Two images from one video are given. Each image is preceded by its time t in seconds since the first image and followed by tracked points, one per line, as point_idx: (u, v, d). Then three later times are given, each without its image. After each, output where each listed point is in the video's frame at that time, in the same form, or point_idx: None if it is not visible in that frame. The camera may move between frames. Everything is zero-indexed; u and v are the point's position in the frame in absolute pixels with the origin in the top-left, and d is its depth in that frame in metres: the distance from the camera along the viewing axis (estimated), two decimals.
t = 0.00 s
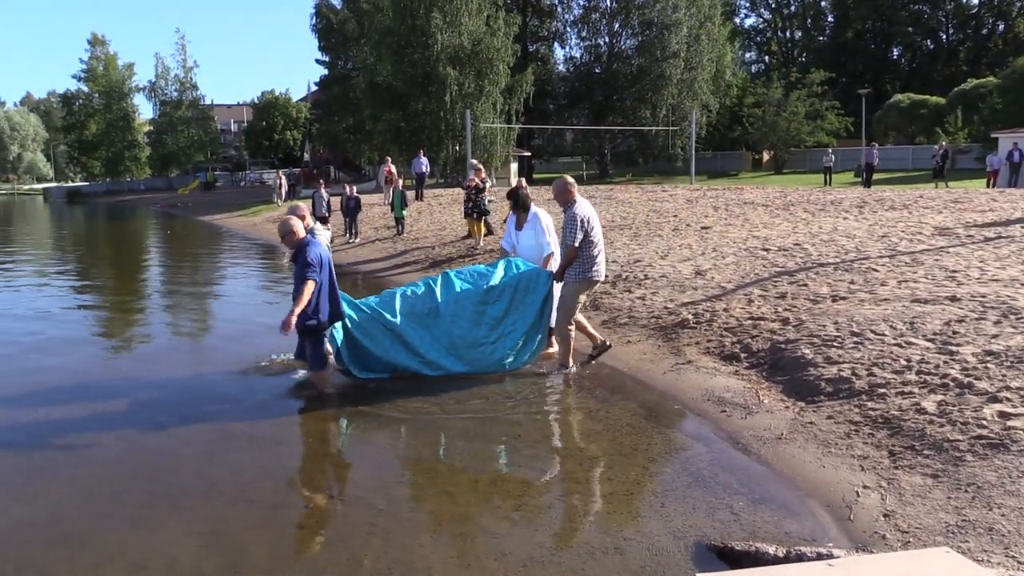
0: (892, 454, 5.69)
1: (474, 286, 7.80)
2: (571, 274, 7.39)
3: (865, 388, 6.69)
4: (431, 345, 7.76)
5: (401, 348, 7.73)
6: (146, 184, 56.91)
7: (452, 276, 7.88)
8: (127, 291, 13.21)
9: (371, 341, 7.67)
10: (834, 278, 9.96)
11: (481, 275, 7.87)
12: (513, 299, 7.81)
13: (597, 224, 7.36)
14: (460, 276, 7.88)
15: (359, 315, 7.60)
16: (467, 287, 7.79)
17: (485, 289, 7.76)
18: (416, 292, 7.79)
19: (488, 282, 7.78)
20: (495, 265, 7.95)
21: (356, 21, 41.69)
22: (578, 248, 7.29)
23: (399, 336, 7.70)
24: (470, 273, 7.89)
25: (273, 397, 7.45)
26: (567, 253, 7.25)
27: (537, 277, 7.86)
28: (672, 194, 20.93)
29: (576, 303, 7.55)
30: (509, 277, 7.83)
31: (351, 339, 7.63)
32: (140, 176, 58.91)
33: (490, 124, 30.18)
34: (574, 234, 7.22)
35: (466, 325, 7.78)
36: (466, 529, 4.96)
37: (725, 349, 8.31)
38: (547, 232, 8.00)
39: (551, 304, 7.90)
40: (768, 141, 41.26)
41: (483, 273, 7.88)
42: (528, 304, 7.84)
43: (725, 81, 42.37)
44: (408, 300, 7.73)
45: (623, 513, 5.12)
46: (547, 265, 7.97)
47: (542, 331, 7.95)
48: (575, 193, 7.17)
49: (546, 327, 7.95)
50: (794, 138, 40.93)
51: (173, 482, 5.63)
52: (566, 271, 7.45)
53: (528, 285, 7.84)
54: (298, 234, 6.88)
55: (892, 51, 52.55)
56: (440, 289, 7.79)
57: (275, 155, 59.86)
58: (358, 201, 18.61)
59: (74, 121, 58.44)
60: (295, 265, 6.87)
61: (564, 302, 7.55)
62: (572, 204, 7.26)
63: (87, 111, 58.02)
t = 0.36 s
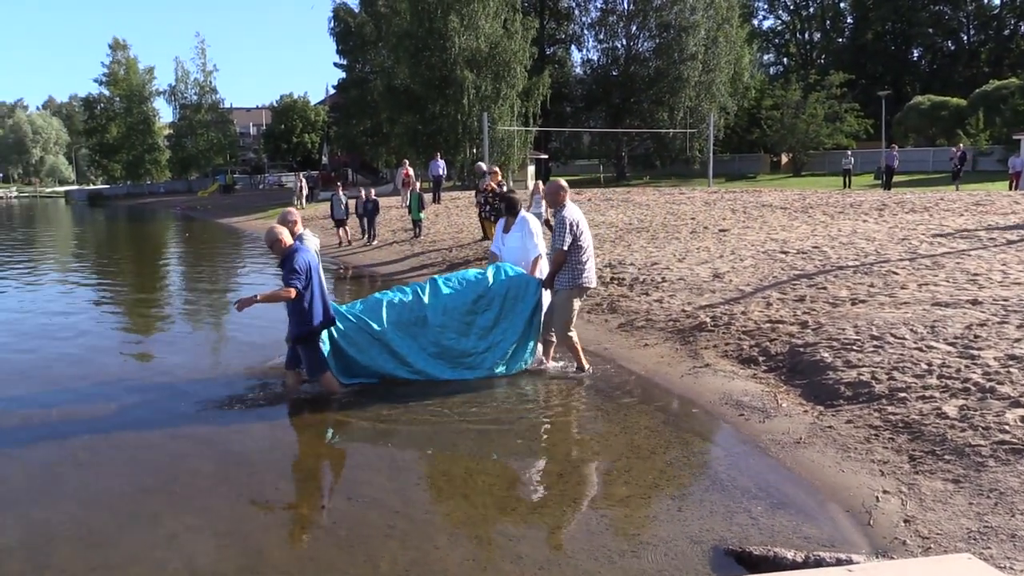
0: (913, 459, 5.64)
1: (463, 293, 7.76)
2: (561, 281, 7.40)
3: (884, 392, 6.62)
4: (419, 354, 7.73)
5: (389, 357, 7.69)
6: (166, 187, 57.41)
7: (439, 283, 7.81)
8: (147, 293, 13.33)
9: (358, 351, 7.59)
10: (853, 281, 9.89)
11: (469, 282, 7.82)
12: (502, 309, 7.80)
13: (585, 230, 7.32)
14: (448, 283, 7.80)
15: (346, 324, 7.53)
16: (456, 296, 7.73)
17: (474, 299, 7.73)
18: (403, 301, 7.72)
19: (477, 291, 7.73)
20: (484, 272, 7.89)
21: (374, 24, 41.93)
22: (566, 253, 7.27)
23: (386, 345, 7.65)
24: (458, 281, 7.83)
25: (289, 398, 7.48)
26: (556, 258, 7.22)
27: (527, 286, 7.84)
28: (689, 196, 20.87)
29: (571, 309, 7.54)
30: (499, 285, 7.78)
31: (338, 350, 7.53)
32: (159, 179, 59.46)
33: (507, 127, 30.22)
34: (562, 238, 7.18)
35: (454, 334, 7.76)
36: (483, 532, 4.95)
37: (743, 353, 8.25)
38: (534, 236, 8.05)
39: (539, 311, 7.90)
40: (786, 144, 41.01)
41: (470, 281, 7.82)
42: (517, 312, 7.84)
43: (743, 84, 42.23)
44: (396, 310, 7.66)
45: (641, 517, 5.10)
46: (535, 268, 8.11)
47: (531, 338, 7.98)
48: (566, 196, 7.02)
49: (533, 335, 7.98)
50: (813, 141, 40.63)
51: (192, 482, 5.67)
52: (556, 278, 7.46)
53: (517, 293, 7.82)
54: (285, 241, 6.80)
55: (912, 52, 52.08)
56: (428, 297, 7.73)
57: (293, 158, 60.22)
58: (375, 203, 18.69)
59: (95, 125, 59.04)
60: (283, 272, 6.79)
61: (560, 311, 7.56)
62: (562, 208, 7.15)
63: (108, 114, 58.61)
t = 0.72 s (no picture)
0: (940, 463, 5.56)
1: (456, 299, 7.65)
2: (553, 285, 7.34)
3: (911, 395, 6.54)
4: (410, 359, 7.67)
5: (380, 362, 7.62)
6: (192, 187, 58.03)
7: (433, 288, 7.71)
8: (172, 292, 13.47)
9: (349, 356, 7.53)
10: (879, 283, 9.78)
11: (462, 288, 7.69)
12: (496, 316, 7.67)
13: (577, 233, 7.26)
14: (441, 289, 7.70)
15: (337, 330, 7.46)
16: (449, 302, 7.63)
17: (467, 306, 7.62)
18: (396, 305, 7.65)
19: (469, 298, 7.62)
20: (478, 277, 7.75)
21: (398, 25, 42.15)
22: (559, 256, 7.19)
23: (378, 351, 7.59)
24: (452, 286, 7.71)
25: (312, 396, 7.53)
26: (550, 262, 7.16)
27: (521, 293, 7.69)
28: (713, 197, 20.78)
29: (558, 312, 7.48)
30: (492, 292, 7.64)
31: (329, 354, 7.46)
32: (185, 179, 60.15)
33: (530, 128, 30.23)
34: (555, 240, 7.12)
35: (447, 340, 7.68)
36: (504, 532, 4.95)
37: (767, 355, 8.19)
38: (533, 245, 7.75)
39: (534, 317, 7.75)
40: (811, 144, 40.63)
41: (464, 287, 7.70)
42: (511, 319, 7.70)
43: (768, 84, 41.97)
44: (388, 314, 7.59)
45: (664, 519, 5.08)
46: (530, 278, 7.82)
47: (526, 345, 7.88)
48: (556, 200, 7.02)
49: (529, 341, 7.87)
50: (838, 141, 40.20)
51: (216, 479, 5.72)
52: (548, 283, 7.38)
53: (511, 301, 7.67)
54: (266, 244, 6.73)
55: (940, 51, 51.38)
56: (421, 302, 7.65)
57: (316, 159, 60.65)
58: (398, 204, 18.76)
59: (122, 126, 59.78)
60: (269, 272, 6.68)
61: (547, 314, 7.50)
62: (552, 212, 7.12)
63: (135, 116, 59.36)
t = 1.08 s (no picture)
0: (980, 469, 5.44)
1: (461, 300, 7.74)
2: (562, 290, 7.32)
3: (950, 399, 6.42)
4: (415, 360, 7.70)
5: (385, 363, 7.64)
6: (227, 187, 58.79)
7: (438, 289, 7.82)
8: (208, 291, 13.66)
9: (355, 357, 7.52)
10: (917, 284, 9.62)
11: (467, 290, 7.80)
12: (500, 315, 7.76)
13: (587, 239, 7.24)
14: (447, 292, 7.80)
15: (343, 331, 7.46)
16: (453, 302, 7.72)
17: (472, 305, 7.71)
18: (402, 306, 7.74)
19: (474, 298, 7.70)
20: (483, 278, 7.85)
21: (431, 26, 42.41)
22: (568, 263, 7.17)
23: (384, 352, 7.60)
24: (456, 287, 7.83)
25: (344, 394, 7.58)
26: (559, 267, 7.12)
27: (526, 292, 7.74)
28: (746, 197, 20.61)
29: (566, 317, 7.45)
30: (498, 292, 7.72)
31: (335, 355, 7.46)
32: (221, 179, 61.04)
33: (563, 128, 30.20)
34: (564, 246, 7.08)
35: (452, 341, 7.75)
36: (535, 532, 4.95)
37: (802, 357, 8.09)
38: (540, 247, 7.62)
39: (539, 317, 7.83)
40: (847, 144, 40.03)
41: (469, 289, 7.80)
42: (515, 319, 7.79)
43: (803, 82, 41.49)
44: (393, 315, 7.66)
45: (696, 522, 5.03)
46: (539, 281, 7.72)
47: (530, 346, 7.92)
48: (565, 206, 7.04)
49: (533, 341, 7.92)
50: (875, 141, 39.56)
51: (251, 477, 5.78)
52: (556, 287, 7.36)
53: (516, 301, 7.75)
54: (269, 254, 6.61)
55: (981, 48, 50.30)
56: (426, 303, 7.74)
57: (350, 160, 61.15)
58: (430, 204, 18.83)
59: (160, 127, 60.76)
60: (272, 282, 6.52)
61: (554, 319, 7.45)
62: (563, 216, 7.12)
63: (172, 117, 60.33)
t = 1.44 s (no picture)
0: None
1: (476, 303, 7.68)
2: (580, 293, 7.25)
3: (997, 405, 6.26)
4: (428, 364, 7.67)
5: (399, 367, 7.63)
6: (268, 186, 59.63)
7: (452, 293, 7.77)
8: (248, 289, 13.90)
9: (368, 361, 7.56)
10: (964, 286, 9.40)
11: (482, 292, 7.75)
12: (515, 319, 7.70)
13: (602, 240, 7.14)
14: (461, 295, 7.75)
15: (356, 334, 7.54)
16: (467, 305, 7.66)
17: (486, 309, 7.64)
18: (416, 309, 7.72)
19: (489, 302, 7.64)
20: (498, 282, 7.82)
21: (469, 26, 42.57)
22: (583, 265, 7.10)
23: (397, 357, 7.59)
24: (471, 290, 7.77)
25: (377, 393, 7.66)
26: (573, 271, 7.08)
27: (541, 296, 7.73)
28: (788, 197, 20.34)
29: (589, 320, 7.39)
30: (512, 295, 7.68)
31: (348, 358, 7.50)
32: (262, 179, 61.99)
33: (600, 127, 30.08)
34: (579, 251, 7.00)
35: (466, 344, 7.69)
36: (571, 532, 4.95)
37: (844, 359, 7.96)
38: (545, 246, 7.87)
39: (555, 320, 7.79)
40: (892, 143, 39.25)
41: (483, 292, 7.75)
42: (530, 323, 7.74)
43: (846, 81, 40.81)
44: (407, 317, 7.66)
45: (734, 525, 4.99)
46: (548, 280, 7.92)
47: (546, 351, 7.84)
48: (576, 211, 6.96)
49: (550, 344, 7.85)
50: (921, 139, 38.69)
51: (290, 473, 5.86)
52: (575, 290, 7.30)
53: (531, 304, 7.71)
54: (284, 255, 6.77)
55: None
56: (440, 307, 7.69)
57: (388, 160, 61.63)
58: (468, 204, 18.93)
59: (203, 128, 61.83)
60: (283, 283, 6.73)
61: (580, 324, 7.40)
62: (575, 221, 7.03)
63: (215, 118, 61.41)
